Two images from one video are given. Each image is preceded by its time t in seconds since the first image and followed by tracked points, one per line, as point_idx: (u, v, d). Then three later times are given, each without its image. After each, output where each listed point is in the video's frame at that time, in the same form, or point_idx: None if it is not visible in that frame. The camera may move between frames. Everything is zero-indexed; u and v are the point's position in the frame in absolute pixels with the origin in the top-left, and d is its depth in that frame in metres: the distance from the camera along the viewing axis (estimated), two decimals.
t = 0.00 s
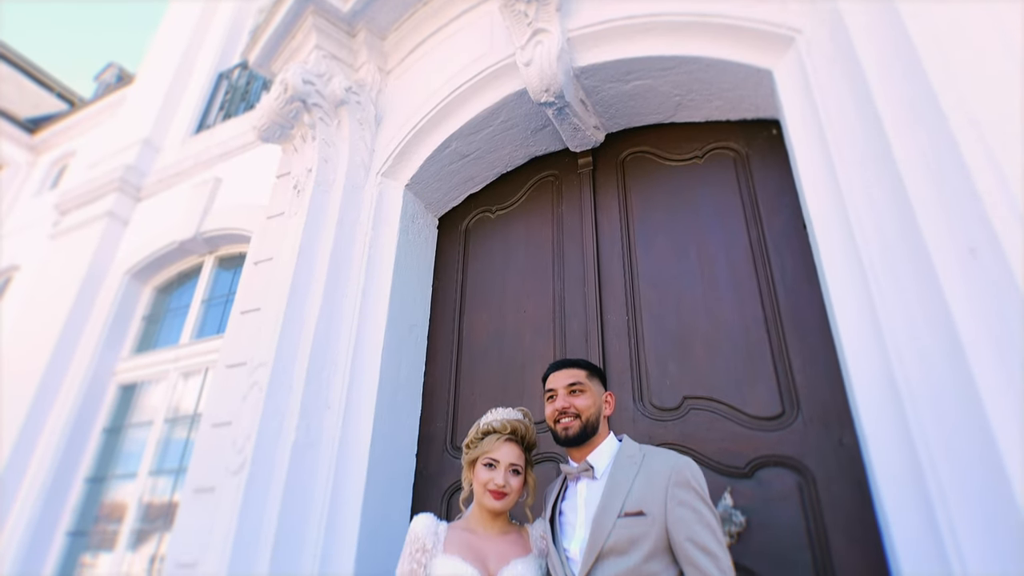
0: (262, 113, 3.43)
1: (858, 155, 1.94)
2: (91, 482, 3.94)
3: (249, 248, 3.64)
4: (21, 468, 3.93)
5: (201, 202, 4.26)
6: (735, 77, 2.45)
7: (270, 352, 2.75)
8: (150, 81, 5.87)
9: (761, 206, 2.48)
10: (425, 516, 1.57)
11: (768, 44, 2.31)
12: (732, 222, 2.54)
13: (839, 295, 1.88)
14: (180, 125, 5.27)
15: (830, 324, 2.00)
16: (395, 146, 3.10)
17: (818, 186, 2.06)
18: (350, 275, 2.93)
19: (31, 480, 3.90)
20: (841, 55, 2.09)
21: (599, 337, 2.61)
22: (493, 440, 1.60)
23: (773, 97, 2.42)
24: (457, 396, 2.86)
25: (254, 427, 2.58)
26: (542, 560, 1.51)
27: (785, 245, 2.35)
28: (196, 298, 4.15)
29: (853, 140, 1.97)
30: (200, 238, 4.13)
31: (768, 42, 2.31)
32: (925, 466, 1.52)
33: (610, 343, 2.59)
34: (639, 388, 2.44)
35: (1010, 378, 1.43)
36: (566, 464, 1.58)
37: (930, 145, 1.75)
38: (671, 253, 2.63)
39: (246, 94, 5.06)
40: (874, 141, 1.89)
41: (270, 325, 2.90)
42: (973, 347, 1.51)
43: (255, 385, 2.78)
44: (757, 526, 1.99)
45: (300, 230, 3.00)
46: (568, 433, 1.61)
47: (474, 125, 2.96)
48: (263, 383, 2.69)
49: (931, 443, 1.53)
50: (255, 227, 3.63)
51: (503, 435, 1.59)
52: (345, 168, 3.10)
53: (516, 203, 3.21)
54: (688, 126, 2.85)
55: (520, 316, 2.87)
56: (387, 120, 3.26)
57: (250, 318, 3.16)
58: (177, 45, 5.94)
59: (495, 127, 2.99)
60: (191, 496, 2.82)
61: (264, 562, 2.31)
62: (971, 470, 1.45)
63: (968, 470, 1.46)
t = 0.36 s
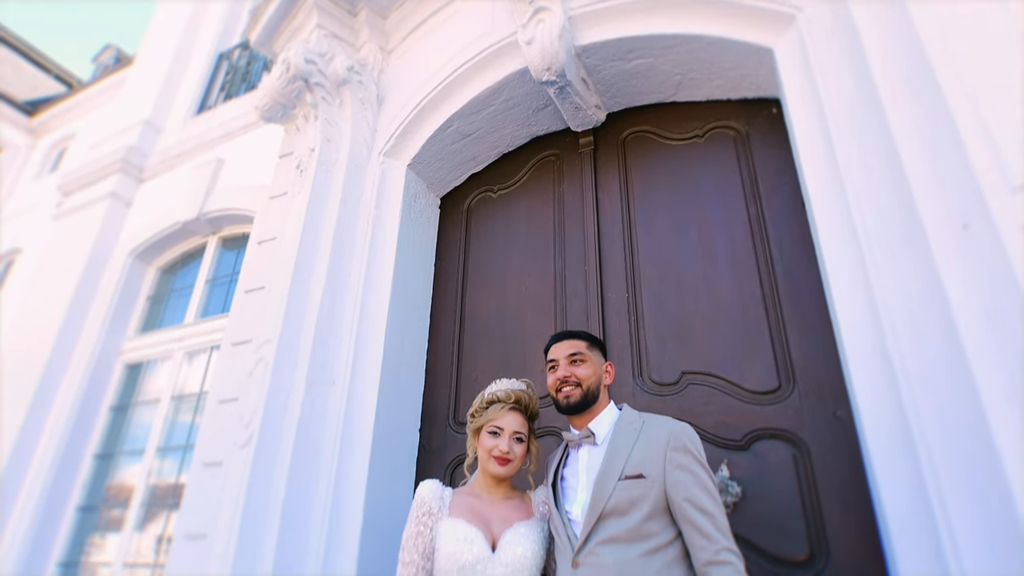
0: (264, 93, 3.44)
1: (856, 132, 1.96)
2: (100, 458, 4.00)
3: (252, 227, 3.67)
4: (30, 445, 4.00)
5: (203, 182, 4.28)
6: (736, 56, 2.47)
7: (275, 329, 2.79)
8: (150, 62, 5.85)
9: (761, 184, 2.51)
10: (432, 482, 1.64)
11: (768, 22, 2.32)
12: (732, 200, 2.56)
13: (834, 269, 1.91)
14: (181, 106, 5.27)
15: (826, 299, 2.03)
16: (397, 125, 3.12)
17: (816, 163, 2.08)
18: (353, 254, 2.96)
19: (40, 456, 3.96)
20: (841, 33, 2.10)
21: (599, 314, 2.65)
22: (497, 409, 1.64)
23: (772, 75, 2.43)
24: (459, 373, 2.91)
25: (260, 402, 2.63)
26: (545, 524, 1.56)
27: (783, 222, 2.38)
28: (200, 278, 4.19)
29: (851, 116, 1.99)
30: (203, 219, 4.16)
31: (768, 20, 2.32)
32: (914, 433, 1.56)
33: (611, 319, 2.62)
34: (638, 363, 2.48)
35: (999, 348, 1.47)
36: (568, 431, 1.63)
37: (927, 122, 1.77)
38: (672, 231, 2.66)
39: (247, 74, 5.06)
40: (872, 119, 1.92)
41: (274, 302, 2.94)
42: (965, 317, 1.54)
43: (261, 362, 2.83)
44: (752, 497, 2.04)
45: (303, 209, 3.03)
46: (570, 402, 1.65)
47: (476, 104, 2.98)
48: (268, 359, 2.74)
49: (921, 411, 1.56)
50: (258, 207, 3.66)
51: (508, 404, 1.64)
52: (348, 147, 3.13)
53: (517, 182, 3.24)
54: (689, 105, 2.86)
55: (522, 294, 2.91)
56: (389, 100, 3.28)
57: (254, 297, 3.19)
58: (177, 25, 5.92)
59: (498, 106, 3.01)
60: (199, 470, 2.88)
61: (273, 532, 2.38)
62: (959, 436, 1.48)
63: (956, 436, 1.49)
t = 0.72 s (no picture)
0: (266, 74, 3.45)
1: (854, 111, 1.98)
2: (108, 437, 4.07)
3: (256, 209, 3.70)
4: (40, 423, 4.07)
5: (206, 164, 4.30)
6: (736, 36, 2.48)
7: (281, 308, 2.84)
8: (151, 43, 5.83)
9: (760, 164, 2.53)
10: (439, 451, 1.69)
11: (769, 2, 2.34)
12: (731, 180, 2.59)
13: (831, 246, 1.94)
14: (183, 88, 5.26)
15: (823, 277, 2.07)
16: (399, 106, 3.13)
17: (814, 142, 2.10)
18: (357, 234, 3.00)
19: (49, 435, 4.03)
20: (841, 14, 2.12)
21: (600, 293, 2.68)
22: (503, 380, 1.69)
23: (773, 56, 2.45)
24: (462, 351, 2.95)
25: (267, 379, 2.68)
26: (548, 492, 1.62)
27: (782, 202, 2.41)
28: (204, 260, 4.22)
29: (849, 95, 2.01)
30: (207, 200, 4.18)
31: None
32: (904, 404, 1.60)
33: (611, 298, 2.66)
34: (638, 341, 2.52)
35: (989, 322, 1.51)
36: (571, 402, 1.68)
37: (924, 102, 1.80)
38: (672, 211, 2.69)
39: (248, 56, 5.05)
40: (871, 99, 1.94)
41: (279, 282, 2.98)
42: (956, 292, 1.58)
43: (267, 340, 2.87)
44: (749, 470, 2.10)
45: (307, 190, 3.06)
46: (573, 374, 1.70)
47: (478, 85, 2.99)
48: (274, 338, 2.79)
49: (911, 383, 1.60)
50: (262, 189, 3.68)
51: (513, 376, 1.68)
52: (351, 128, 3.14)
53: (519, 163, 3.26)
54: (690, 86, 2.88)
55: (524, 273, 2.95)
56: (391, 81, 3.29)
57: (259, 277, 3.23)
58: (177, 6, 5.89)
59: (500, 87, 3.02)
60: (207, 447, 2.93)
61: (281, 506, 2.44)
62: (949, 409, 1.52)
63: (945, 406, 1.53)
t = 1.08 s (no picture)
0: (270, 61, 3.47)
1: (852, 97, 2.01)
2: (116, 420, 4.13)
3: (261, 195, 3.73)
4: (49, 408, 4.13)
5: (210, 151, 4.33)
6: (737, 24, 2.51)
7: (287, 292, 2.88)
8: (153, 30, 5.84)
9: (760, 151, 2.57)
10: (446, 427, 1.74)
11: None
12: (729, 166, 2.63)
13: (827, 229, 1.98)
14: (185, 76, 5.28)
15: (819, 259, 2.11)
16: (403, 93, 3.17)
17: (812, 128, 2.13)
18: (362, 220, 3.04)
19: (59, 419, 4.09)
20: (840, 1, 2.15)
21: (602, 276, 2.73)
22: (508, 358, 1.74)
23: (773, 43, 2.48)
24: (465, 335, 3.00)
25: (275, 362, 2.73)
26: (552, 466, 1.68)
27: (780, 188, 2.45)
28: (209, 246, 4.26)
29: (847, 81, 2.04)
30: (211, 187, 4.22)
31: None
32: (896, 383, 1.65)
33: (612, 282, 2.71)
34: (639, 324, 2.57)
35: (978, 303, 1.56)
36: (575, 379, 1.73)
37: (920, 89, 1.83)
38: (672, 197, 2.73)
39: (251, 43, 5.06)
40: (868, 86, 1.98)
41: (285, 267, 3.02)
42: (948, 273, 1.62)
43: (274, 323, 2.92)
44: (746, 449, 2.15)
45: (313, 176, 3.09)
46: (576, 352, 1.75)
47: (480, 72, 3.02)
48: (281, 321, 2.84)
49: (904, 362, 1.64)
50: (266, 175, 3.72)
51: (518, 354, 1.73)
52: (355, 115, 3.18)
53: (521, 150, 3.29)
54: (691, 73, 2.91)
55: (526, 257, 2.99)
56: (395, 68, 3.33)
57: (265, 262, 3.27)
58: None
59: (502, 75, 3.06)
60: (215, 429, 2.99)
61: (289, 484, 2.50)
62: (939, 385, 1.57)
63: (935, 383, 1.58)
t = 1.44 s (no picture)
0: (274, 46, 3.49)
1: (850, 81, 2.04)
2: (125, 403, 4.20)
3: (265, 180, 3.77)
4: (58, 391, 4.20)
5: (214, 137, 4.35)
6: (738, 8, 2.53)
7: (294, 275, 2.93)
8: (154, 15, 5.83)
9: (759, 136, 2.61)
10: (453, 403, 1.80)
11: None
12: (729, 151, 2.67)
13: (824, 209, 2.00)
14: (187, 61, 5.29)
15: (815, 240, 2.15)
16: (406, 78, 3.19)
17: (811, 109, 2.15)
18: (367, 204, 3.08)
19: (68, 402, 4.16)
20: None
21: (603, 259, 2.78)
22: (514, 336, 1.80)
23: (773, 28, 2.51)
24: (468, 317, 3.06)
25: (283, 343, 2.79)
26: (556, 440, 1.74)
27: (779, 172, 2.50)
28: (214, 231, 4.31)
29: (845, 65, 2.07)
30: (216, 173, 4.25)
31: None
32: (889, 359, 1.70)
33: (613, 265, 2.75)
34: (639, 306, 2.61)
35: (969, 282, 1.61)
36: (579, 356, 1.78)
37: (916, 73, 1.87)
38: (673, 181, 2.77)
39: (253, 29, 5.06)
40: (866, 70, 2.01)
41: (291, 251, 3.06)
42: (940, 253, 1.66)
43: (281, 306, 2.97)
44: (743, 427, 2.20)
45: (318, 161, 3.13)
46: (579, 330, 1.81)
47: (483, 58, 3.05)
48: (288, 304, 2.89)
49: (896, 339, 1.69)
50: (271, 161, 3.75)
51: (523, 332, 1.79)
52: (359, 100, 3.21)
53: (523, 135, 3.33)
54: (692, 58, 2.94)
55: (529, 241, 3.03)
56: (397, 53, 3.35)
57: (271, 246, 3.32)
58: None
59: (504, 60, 3.08)
60: (224, 409, 3.05)
61: (299, 462, 2.56)
62: (930, 361, 1.62)
63: (926, 359, 1.63)
